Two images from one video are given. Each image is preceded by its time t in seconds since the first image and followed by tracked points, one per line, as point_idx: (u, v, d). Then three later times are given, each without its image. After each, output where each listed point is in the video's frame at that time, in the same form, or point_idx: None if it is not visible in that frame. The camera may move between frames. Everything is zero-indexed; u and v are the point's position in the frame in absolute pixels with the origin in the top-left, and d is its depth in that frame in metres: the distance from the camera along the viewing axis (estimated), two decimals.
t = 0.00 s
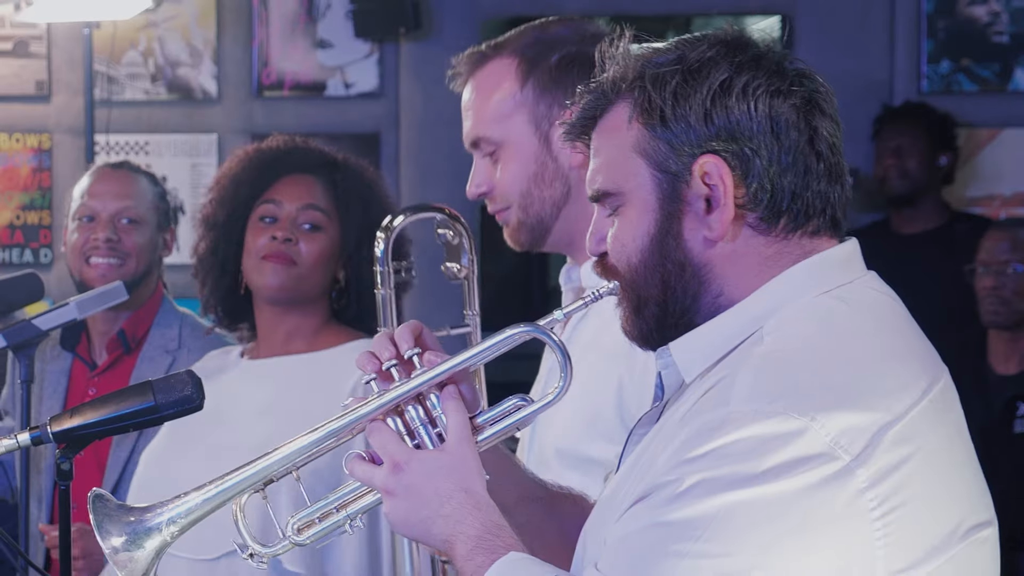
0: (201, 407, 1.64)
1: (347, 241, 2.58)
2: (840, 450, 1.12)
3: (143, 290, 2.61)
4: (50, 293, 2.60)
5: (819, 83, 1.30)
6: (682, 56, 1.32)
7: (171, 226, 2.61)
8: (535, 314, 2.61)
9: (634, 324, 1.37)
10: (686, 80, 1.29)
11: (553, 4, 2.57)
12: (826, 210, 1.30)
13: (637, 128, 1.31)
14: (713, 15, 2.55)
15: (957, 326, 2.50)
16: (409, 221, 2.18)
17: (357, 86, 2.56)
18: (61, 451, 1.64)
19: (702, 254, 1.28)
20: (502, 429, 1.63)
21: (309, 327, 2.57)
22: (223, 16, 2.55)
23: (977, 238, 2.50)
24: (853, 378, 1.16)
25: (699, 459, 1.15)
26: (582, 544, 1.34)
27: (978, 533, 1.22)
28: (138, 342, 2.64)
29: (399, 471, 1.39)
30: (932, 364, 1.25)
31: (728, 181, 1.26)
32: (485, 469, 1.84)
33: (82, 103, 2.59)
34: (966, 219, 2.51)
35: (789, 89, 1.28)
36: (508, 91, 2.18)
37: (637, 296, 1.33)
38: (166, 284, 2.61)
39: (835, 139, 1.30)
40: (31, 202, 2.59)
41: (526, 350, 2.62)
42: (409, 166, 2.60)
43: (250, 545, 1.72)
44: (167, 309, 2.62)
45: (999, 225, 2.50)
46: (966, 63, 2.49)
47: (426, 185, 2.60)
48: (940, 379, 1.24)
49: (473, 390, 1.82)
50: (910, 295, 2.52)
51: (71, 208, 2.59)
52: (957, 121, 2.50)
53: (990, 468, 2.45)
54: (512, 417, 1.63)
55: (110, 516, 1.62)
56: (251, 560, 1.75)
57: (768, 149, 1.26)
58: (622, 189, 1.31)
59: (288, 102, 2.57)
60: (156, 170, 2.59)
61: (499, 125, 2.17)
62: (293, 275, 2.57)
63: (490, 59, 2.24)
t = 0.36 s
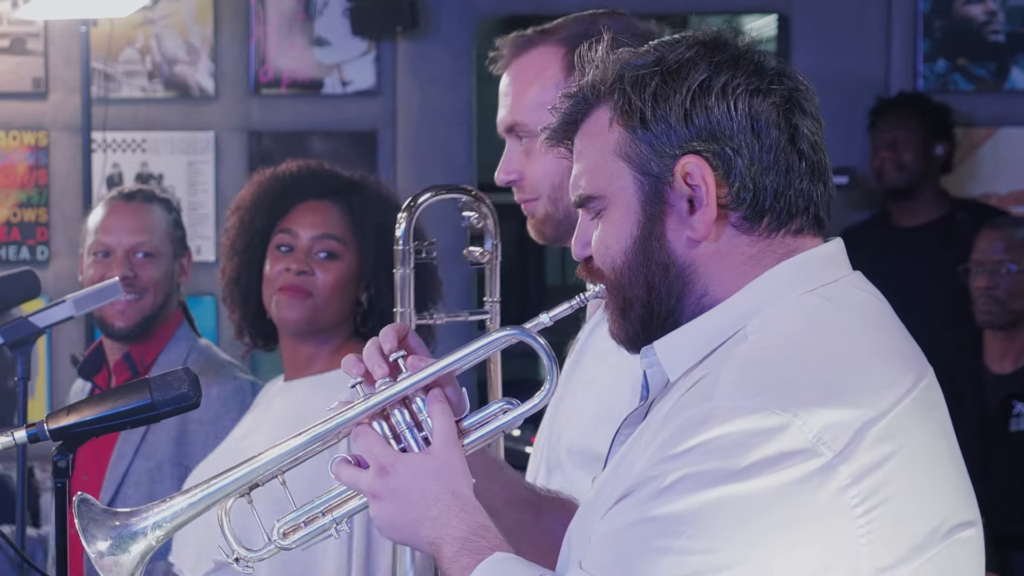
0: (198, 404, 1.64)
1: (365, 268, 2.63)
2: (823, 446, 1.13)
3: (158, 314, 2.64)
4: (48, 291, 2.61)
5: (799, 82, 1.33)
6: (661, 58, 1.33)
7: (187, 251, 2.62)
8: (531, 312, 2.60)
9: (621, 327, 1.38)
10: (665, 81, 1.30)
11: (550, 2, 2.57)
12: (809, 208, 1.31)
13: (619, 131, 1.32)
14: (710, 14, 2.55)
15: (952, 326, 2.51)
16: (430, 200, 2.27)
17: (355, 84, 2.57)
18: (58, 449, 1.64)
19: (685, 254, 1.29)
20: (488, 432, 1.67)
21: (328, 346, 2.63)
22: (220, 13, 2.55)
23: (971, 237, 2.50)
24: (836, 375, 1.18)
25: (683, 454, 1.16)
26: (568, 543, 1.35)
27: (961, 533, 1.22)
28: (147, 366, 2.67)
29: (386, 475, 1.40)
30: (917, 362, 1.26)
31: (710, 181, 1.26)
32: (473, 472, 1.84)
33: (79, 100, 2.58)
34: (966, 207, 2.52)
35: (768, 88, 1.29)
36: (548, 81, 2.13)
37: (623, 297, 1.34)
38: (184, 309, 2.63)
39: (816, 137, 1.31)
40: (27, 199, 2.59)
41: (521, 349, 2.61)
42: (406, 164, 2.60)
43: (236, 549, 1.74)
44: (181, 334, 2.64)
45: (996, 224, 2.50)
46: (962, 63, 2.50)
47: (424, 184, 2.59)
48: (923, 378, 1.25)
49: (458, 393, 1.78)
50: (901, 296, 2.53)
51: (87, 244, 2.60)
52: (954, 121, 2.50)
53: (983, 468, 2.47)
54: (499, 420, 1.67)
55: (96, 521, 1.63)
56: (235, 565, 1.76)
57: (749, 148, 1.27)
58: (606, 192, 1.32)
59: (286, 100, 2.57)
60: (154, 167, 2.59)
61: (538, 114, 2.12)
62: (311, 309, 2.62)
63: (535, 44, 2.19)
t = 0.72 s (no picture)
0: (191, 403, 1.64)
1: (355, 250, 2.62)
2: (813, 460, 1.12)
3: (153, 292, 2.62)
4: (39, 290, 2.61)
5: (801, 90, 1.31)
6: (663, 65, 1.32)
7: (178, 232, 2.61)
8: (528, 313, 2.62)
9: (622, 336, 1.39)
10: (666, 89, 1.29)
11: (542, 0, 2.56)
12: (810, 217, 1.31)
13: (620, 140, 1.31)
14: (701, 13, 2.53)
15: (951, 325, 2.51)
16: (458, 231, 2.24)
17: (346, 82, 2.56)
18: (51, 445, 1.64)
19: (686, 263, 1.28)
20: (489, 436, 1.66)
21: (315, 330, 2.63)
22: (211, 11, 2.55)
23: (965, 236, 2.51)
24: (832, 386, 1.17)
25: (674, 464, 1.15)
26: (557, 551, 1.34)
27: (954, 551, 1.21)
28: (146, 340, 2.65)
29: (382, 475, 1.40)
30: (915, 377, 1.25)
31: (712, 191, 1.26)
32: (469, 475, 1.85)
33: (71, 98, 2.58)
34: (956, 209, 2.52)
35: (771, 96, 1.28)
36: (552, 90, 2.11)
37: (624, 306, 1.34)
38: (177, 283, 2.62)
39: (819, 145, 1.31)
40: (18, 197, 2.59)
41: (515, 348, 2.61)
42: (398, 161, 2.59)
43: (230, 545, 1.73)
44: (177, 307, 2.63)
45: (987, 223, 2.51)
46: (955, 61, 2.49)
47: (414, 183, 2.59)
48: (921, 393, 1.24)
49: (457, 397, 1.78)
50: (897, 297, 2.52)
51: (77, 223, 2.60)
52: (946, 121, 2.50)
53: (978, 469, 2.48)
54: (500, 425, 1.66)
55: (91, 511, 1.63)
56: (230, 560, 1.76)
57: (750, 156, 1.26)
58: (608, 201, 1.32)
59: (276, 98, 2.57)
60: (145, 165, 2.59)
61: (538, 126, 2.10)
62: (302, 290, 2.62)
63: (540, 54, 2.17)
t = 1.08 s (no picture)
0: (190, 403, 1.63)
1: (343, 249, 2.60)
2: (801, 447, 1.13)
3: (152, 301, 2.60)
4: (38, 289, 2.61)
5: (780, 79, 1.32)
6: (640, 62, 1.33)
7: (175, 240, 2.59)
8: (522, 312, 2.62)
9: (612, 333, 1.39)
10: (644, 84, 1.30)
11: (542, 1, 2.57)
12: (794, 207, 1.31)
13: (601, 137, 1.32)
14: (701, 14, 2.52)
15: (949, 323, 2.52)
16: (457, 226, 2.16)
17: (346, 83, 2.57)
18: (50, 445, 1.64)
19: (671, 256, 1.29)
20: (484, 437, 1.65)
21: (308, 336, 2.62)
22: (212, 11, 2.55)
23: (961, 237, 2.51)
24: (817, 375, 1.18)
25: (663, 455, 1.16)
26: (552, 546, 1.34)
27: (946, 537, 1.22)
28: (147, 348, 2.63)
29: (376, 480, 1.41)
30: (904, 364, 1.26)
31: (694, 181, 1.27)
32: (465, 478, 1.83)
33: (70, 98, 2.58)
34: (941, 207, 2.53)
35: (748, 86, 1.29)
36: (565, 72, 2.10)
37: (611, 303, 1.35)
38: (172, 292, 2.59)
39: (801, 133, 1.31)
40: (18, 196, 2.59)
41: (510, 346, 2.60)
42: (398, 162, 2.59)
43: (229, 553, 1.73)
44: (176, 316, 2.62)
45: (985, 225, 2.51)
46: (954, 62, 2.49)
47: (413, 184, 2.60)
48: (908, 380, 1.24)
49: (450, 399, 1.77)
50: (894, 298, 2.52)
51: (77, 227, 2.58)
52: (945, 123, 2.51)
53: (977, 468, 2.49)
54: (488, 429, 1.65)
55: (88, 522, 1.63)
56: (230, 568, 1.75)
57: (731, 147, 1.27)
58: (590, 199, 1.33)
59: (276, 98, 2.57)
60: (145, 165, 2.58)
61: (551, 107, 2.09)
62: (293, 292, 2.60)
63: (555, 38, 2.17)
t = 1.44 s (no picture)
0: (191, 403, 1.64)
1: (324, 252, 2.60)
2: (793, 446, 1.14)
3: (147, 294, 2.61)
4: (39, 288, 2.59)
5: (771, 81, 1.33)
6: (632, 64, 1.33)
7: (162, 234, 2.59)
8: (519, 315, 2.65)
9: (604, 336, 1.39)
10: (635, 86, 1.31)
11: (544, 2, 2.57)
12: (786, 209, 1.31)
13: (592, 139, 1.33)
14: (703, 15, 2.52)
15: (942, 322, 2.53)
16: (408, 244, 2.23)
17: (347, 83, 2.56)
18: (51, 445, 1.65)
19: (664, 258, 1.29)
20: (475, 442, 1.66)
21: (297, 343, 2.61)
22: (214, 11, 2.55)
23: (961, 241, 2.52)
24: (810, 375, 1.18)
25: (656, 453, 1.16)
26: (545, 547, 1.34)
27: (937, 537, 1.22)
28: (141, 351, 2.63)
29: (370, 483, 1.41)
30: (896, 366, 1.26)
31: (684, 183, 1.27)
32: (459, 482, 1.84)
33: (72, 97, 2.58)
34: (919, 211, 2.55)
35: (739, 88, 1.29)
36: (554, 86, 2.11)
37: (604, 305, 1.35)
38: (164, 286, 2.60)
39: (792, 135, 1.31)
40: (20, 195, 2.58)
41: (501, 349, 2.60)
42: (399, 163, 2.60)
43: (224, 560, 1.74)
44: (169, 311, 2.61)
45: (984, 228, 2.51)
46: (956, 64, 2.49)
47: (414, 185, 2.60)
48: (899, 382, 1.25)
49: (443, 403, 1.79)
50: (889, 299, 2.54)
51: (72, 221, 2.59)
52: (945, 125, 2.52)
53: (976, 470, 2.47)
54: (483, 431, 1.66)
55: (83, 530, 1.64)
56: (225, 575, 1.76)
57: (722, 148, 1.28)
58: (582, 201, 1.33)
59: (278, 98, 2.57)
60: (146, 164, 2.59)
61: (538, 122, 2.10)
62: (275, 298, 2.59)
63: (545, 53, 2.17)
